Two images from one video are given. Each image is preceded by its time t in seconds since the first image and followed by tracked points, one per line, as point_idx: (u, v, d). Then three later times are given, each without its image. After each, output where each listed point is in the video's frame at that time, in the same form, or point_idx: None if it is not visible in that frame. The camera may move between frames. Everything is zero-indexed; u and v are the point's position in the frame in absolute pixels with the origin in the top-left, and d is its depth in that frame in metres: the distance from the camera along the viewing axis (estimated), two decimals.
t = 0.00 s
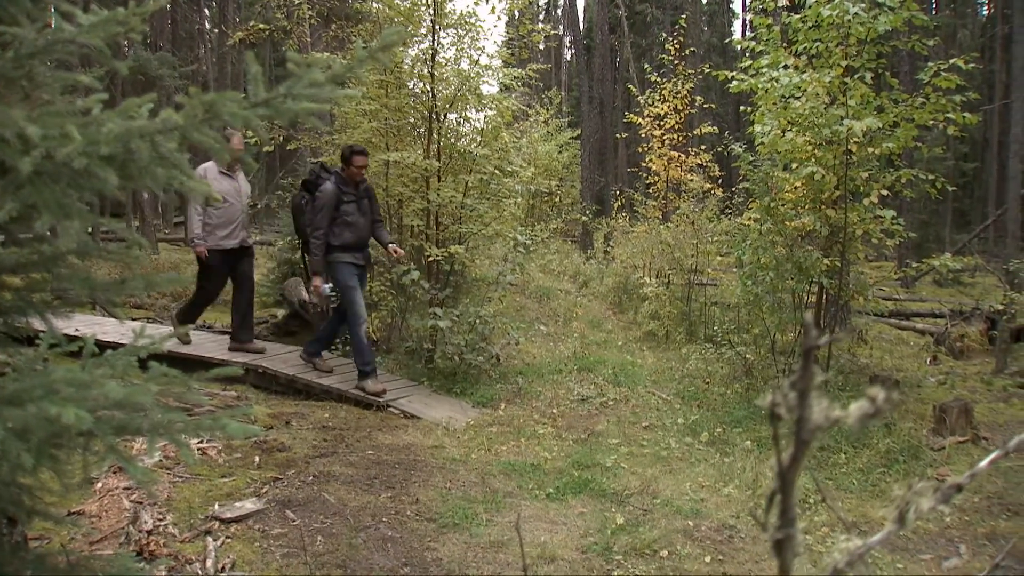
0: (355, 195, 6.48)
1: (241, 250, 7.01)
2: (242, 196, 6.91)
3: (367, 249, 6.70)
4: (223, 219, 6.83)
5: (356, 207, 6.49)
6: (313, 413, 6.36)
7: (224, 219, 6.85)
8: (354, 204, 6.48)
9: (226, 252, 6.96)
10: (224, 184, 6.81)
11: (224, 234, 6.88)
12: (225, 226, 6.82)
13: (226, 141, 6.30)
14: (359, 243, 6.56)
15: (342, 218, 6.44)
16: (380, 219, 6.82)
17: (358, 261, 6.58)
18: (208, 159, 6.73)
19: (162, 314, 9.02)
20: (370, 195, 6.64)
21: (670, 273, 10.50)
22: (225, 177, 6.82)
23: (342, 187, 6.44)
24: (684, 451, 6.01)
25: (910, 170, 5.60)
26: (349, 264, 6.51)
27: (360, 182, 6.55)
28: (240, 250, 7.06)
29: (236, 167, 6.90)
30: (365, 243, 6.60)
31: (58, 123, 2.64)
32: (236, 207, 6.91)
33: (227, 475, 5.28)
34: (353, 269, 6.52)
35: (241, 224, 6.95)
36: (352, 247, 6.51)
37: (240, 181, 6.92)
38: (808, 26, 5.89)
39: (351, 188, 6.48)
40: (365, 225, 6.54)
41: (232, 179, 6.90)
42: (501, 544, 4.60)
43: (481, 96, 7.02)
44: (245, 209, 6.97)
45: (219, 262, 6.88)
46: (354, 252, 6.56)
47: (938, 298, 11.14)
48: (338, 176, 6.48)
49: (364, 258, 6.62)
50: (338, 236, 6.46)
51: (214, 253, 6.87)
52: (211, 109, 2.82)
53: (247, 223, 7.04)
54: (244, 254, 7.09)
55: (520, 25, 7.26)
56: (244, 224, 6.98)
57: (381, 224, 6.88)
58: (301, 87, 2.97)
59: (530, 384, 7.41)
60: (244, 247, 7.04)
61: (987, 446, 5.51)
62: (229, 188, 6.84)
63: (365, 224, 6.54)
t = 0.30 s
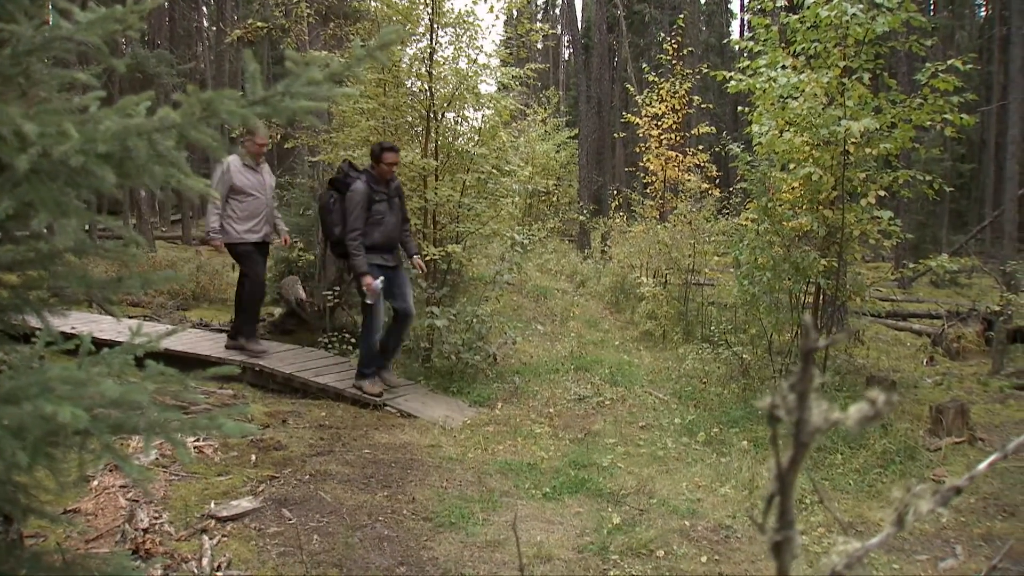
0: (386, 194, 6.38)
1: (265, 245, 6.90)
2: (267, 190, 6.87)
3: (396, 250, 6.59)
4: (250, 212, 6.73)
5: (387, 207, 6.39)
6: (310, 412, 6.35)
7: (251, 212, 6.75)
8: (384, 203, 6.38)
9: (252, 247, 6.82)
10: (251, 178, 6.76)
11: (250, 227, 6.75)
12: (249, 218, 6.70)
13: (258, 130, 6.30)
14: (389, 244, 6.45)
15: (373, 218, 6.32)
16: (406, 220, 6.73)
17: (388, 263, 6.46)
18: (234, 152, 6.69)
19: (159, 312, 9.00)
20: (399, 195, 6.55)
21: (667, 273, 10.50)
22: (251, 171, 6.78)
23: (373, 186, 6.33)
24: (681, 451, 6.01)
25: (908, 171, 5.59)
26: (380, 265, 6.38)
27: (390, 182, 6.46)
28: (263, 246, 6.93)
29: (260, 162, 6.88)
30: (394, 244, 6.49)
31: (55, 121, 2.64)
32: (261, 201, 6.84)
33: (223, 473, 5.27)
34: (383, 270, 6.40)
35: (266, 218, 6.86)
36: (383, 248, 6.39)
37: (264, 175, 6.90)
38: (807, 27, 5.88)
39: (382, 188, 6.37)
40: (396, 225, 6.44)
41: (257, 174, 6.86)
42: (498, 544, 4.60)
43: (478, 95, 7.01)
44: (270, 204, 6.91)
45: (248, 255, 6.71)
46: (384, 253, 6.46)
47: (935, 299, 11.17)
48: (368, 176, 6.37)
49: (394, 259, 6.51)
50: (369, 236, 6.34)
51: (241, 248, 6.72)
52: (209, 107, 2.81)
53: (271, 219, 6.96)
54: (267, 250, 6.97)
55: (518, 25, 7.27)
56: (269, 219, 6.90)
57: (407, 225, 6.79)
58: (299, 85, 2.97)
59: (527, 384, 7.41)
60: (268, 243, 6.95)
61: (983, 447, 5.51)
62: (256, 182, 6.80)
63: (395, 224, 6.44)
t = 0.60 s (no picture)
0: (423, 212, 6.24)
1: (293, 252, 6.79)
2: (294, 196, 6.73)
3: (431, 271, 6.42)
4: (277, 221, 6.60)
5: (423, 225, 6.24)
6: (307, 410, 6.34)
7: (277, 220, 6.60)
8: (421, 221, 6.23)
9: (280, 255, 6.69)
10: (277, 185, 6.62)
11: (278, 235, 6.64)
12: (275, 226, 6.56)
13: (280, 136, 6.17)
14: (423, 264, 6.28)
15: (408, 234, 6.18)
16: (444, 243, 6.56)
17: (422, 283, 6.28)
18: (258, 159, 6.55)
19: (156, 311, 8.99)
20: (438, 215, 6.40)
21: (665, 272, 10.49)
22: (277, 177, 6.63)
23: (411, 202, 6.20)
24: (679, 450, 6.01)
25: (906, 170, 5.58)
26: (412, 284, 6.21)
27: (429, 200, 6.32)
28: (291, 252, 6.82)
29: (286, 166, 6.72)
30: (429, 264, 6.31)
31: (53, 119, 2.64)
32: (288, 207, 6.67)
33: (221, 471, 5.27)
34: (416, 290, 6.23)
35: (293, 225, 6.73)
36: (416, 266, 6.22)
37: (290, 180, 6.74)
38: (805, 26, 5.88)
39: (420, 205, 6.24)
40: (431, 245, 6.27)
41: (283, 179, 6.71)
42: (496, 543, 4.61)
43: (477, 94, 7.01)
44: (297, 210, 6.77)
45: (275, 264, 6.61)
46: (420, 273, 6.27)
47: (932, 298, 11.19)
48: (407, 192, 6.26)
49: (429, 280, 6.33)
50: (403, 253, 6.19)
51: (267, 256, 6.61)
52: (207, 105, 2.81)
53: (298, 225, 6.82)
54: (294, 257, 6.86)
55: (517, 23, 7.27)
56: (296, 225, 6.77)
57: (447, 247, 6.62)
58: (297, 84, 2.97)
59: (525, 382, 7.41)
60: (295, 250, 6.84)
61: (980, 447, 5.52)
62: (281, 188, 6.65)
63: (431, 244, 6.28)
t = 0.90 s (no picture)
0: (461, 212, 6.15)
1: (314, 250, 6.79)
2: (317, 193, 6.71)
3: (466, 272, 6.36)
4: (300, 218, 6.58)
5: (459, 226, 6.16)
6: (301, 406, 6.33)
7: (299, 217, 6.59)
8: (457, 222, 6.14)
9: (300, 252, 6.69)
10: (300, 181, 6.60)
11: (300, 232, 6.62)
12: (297, 223, 6.54)
13: (303, 131, 6.13)
14: (458, 266, 6.22)
15: (443, 235, 6.11)
16: (481, 243, 6.48)
17: (456, 284, 6.22)
18: (282, 155, 6.53)
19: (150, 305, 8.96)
20: (475, 215, 6.30)
21: (660, 267, 10.49)
22: (300, 174, 6.61)
23: (448, 202, 6.12)
24: (673, 445, 6.02)
25: (900, 166, 5.58)
26: (446, 285, 6.15)
27: (467, 200, 6.23)
28: (312, 251, 6.82)
29: (310, 163, 6.71)
30: (464, 266, 6.25)
31: (46, 112, 2.63)
32: (311, 204, 6.66)
33: (215, 466, 5.27)
34: (449, 292, 6.17)
35: (315, 223, 6.71)
36: (451, 268, 6.16)
37: (313, 177, 6.73)
38: (801, 22, 5.88)
39: (457, 205, 6.15)
40: (467, 246, 6.19)
41: (306, 176, 6.70)
42: (491, 538, 4.62)
43: (472, 89, 6.99)
44: (319, 208, 6.76)
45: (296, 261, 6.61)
46: (453, 275, 6.20)
47: (926, 294, 11.23)
48: (445, 191, 6.17)
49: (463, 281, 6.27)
50: (437, 254, 6.13)
51: (288, 254, 6.61)
52: (202, 99, 2.80)
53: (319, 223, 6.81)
54: (318, 254, 6.87)
55: (512, 18, 7.26)
56: (318, 223, 6.75)
57: (484, 247, 6.54)
58: (292, 78, 2.96)
59: (520, 378, 7.42)
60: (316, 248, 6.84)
61: (974, 443, 5.52)
62: (304, 185, 6.63)
63: (467, 246, 6.20)
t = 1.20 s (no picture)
0: (496, 227, 5.92)
1: (339, 264, 6.46)
2: (342, 204, 6.39)
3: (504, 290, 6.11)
4: (323, 230, 6.27)
5: (495, 242, 5.93)
6: (293, 403, 6.32)
7: (324, 230, 6.29)
8: (492, 238, 5.91)
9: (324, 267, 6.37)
10: (325, 191, 6.30)
11: (324, 245, 6.30)
12: (321, 236, 6.24)
13: (325, 139, 5.85)
14: (495, 284, 5.95)
15: (479, 252, 5.89)
16: (518, 258, 6.24)
17: (494, 303, 5.98)
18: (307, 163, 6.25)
19: (142, 302, 8.93)
20: (511, 229, 6.07)
21: (651, 265, 10.49)
22: (325, 184, 6.31)
23: (482, 217, 5.89)
24: (664, 443, 6.02)
25: (891, 165, 5.59)
26: (483, 304, 5.92)
27: (502, 214, 6.00)
28: (337, 265, 6.50)
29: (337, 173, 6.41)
30: (502, 283, 6.00)
31: (36, 107, 2.62)
32: (336, 216, 6.34)
33: (206, 463, 5.26)
34: (488, 311, 5.92)
35: (340, 235, 6.38)
36: (488, 286, 5.92)
37: (339, 187, 6.42)
38: (793, 20, 5.87)
39: (492, 220, 5.92)
40: (503, 263, 5.95)
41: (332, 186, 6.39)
42: (481, 535, 4.62)
43: (464, 86, 6.97)
44: (345, 219, 6.43)
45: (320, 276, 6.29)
46: (489, 293, 5.94)
47: (916, 293, 11.28)
48: (478, 205, 5.95)
49: (501, 299, 6.02)
50: (473, 272, 5.90)
51: (313, 268, 6.29)
52: (193, 95, 2.78)
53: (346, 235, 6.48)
54: (343, 269, 6.56)
55: (504, 16, 7.25)
56: (343, 235, 6.42)
57: (522, 264, 6.29)
58: (283, 74, 2.94)
59: (511, 375, 7.43)
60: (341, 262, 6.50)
61: (964, 441, 5.53)
62: (330, 195, 6.33)
63: (503, 262, 5.96)
